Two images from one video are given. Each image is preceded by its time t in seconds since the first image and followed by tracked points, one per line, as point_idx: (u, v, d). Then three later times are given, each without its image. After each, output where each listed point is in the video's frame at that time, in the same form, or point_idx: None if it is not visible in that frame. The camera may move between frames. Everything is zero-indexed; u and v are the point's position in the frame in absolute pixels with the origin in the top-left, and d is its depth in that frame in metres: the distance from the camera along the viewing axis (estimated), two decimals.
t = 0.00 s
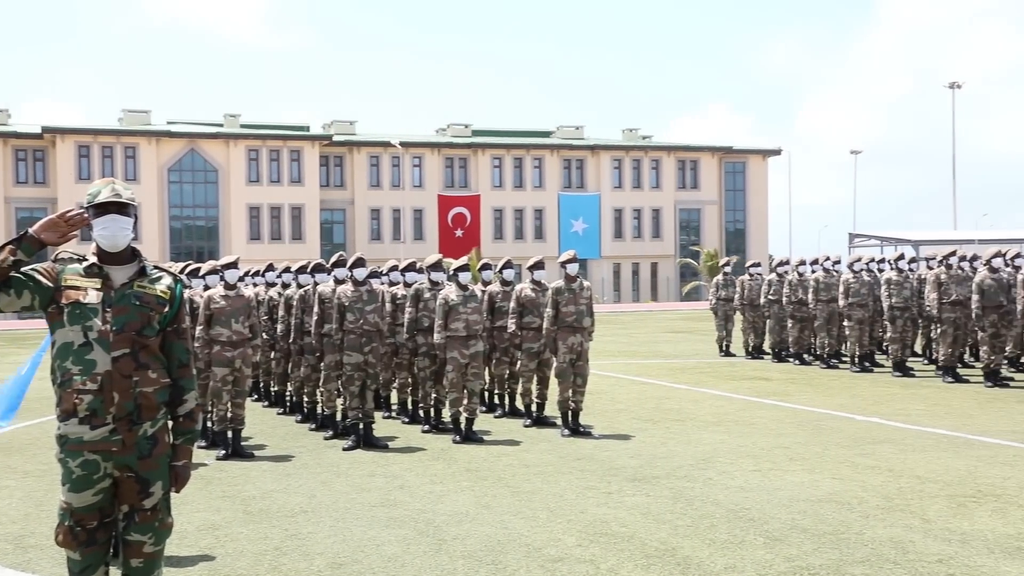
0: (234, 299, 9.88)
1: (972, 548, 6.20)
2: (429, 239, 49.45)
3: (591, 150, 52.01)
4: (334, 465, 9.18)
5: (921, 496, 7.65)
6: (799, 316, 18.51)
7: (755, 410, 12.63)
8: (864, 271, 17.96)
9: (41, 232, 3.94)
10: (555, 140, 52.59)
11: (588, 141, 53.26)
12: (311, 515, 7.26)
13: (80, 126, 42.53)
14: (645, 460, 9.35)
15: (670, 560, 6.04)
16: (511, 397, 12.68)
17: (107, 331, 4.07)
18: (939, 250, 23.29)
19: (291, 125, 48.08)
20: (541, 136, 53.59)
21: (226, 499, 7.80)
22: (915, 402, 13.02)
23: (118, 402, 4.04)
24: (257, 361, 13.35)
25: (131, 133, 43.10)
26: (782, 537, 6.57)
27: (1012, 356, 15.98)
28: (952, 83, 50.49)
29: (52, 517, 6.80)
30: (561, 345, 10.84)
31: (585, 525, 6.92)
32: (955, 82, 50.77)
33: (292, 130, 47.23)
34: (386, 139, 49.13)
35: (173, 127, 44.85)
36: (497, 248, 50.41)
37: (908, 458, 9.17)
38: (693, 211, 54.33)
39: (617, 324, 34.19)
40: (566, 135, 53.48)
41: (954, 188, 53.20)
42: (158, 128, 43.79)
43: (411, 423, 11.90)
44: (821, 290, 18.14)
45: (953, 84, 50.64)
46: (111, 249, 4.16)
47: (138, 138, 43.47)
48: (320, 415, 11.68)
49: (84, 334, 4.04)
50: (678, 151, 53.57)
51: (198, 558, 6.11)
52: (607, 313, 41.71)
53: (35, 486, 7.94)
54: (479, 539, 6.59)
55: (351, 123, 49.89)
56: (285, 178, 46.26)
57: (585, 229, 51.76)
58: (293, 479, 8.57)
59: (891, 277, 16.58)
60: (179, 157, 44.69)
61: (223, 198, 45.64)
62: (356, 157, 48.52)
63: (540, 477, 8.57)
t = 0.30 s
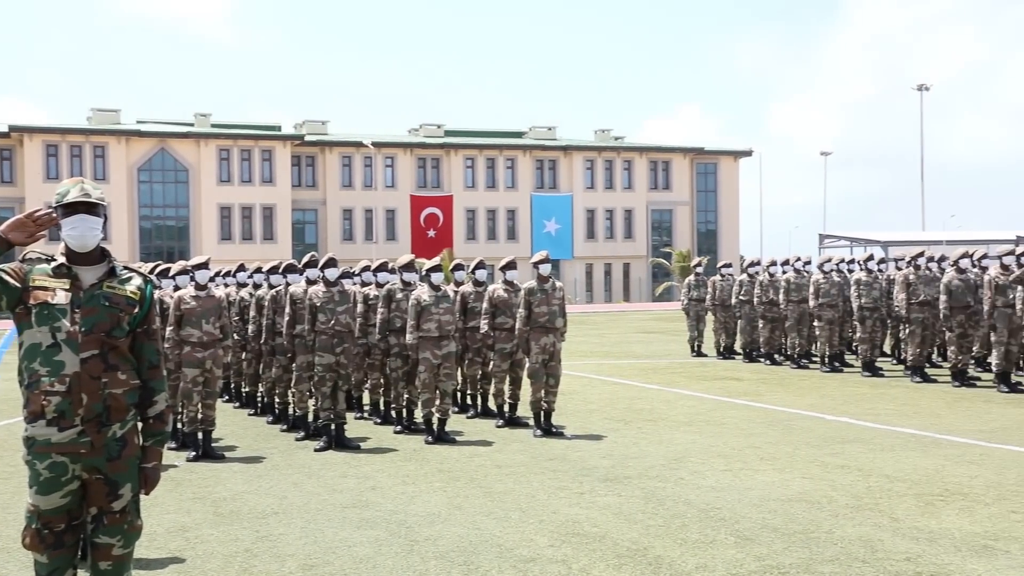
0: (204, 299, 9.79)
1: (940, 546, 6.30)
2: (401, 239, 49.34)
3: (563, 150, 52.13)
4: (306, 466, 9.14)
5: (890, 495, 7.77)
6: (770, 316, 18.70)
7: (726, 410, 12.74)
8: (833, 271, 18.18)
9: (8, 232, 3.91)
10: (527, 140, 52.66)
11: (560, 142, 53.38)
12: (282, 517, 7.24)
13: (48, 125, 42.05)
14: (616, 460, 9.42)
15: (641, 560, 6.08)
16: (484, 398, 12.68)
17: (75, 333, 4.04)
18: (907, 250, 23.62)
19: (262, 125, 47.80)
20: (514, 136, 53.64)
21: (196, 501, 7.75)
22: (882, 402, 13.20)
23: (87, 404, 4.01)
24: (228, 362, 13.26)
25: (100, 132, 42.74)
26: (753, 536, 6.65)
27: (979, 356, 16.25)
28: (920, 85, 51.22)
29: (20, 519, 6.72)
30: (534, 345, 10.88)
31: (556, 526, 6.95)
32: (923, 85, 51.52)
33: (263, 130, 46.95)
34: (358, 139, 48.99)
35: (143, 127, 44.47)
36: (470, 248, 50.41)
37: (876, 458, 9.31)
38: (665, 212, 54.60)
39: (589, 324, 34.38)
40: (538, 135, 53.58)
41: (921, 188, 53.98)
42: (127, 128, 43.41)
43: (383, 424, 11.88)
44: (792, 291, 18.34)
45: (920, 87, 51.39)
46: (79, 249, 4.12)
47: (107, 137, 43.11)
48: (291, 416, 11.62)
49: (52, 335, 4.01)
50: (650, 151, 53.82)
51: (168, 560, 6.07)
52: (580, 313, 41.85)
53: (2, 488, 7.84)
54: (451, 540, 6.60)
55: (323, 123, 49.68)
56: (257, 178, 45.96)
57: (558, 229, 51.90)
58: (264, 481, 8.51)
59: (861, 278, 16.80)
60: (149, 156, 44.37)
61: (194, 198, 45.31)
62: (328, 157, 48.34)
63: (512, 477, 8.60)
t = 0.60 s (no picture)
0: (171, 300, 9.68)
1: (904, 544, 6.42)
2: (370, 239, 49.16)
3: (533, 151, 52.20)
4: (274, 468, 9.08)
5: (855, 494, 7.90)
6: (738, 317, 18.86)
7: (694, 410, 12.84)
8: (800, 272, 18.36)
9: None
10: (497, 141, 52.68)
11: (529, 143, 53.43)
12: (250, 518, 7.19)
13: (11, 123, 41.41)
14: (585, 460, 9.46)
15: (610, 560, 6.13)
16: (453, 398, 12.67)
17: (38, 333, 4.00)
18: (873, 251, 23.91)
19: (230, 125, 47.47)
20: (483, 137, 53.63)
21: (162, 503, 7.68)
22: (848, 402, 13.37)
23: (51, 405, 3.97)
24: (195, 363, 13.13)
25: (64, 131, 42.19)
26: (720, 536, 6.72)
27: (943, 356, 16.52)
28: (884, 88, 51.91)
29: None
30: (503, 346, 10.89)
31: (525, 526, 6.97)
32: (888, 89, 52.26)
33: (231, 129, 46.64)
34: (327, 139, 48.76)
35: (109, 126, 43.99)
36: (439, 249, 50.32)
37: (843, 457, 9.45)
38: (634, 213, 54.76)
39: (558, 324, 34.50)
40: (507, 136, 53.62)
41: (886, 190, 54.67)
42: (93, 127, 42.90)
43: (352, 425, 11.83)
44: (761, 291, 18.53)
45: (885, 90, 52.17)
46: (43, 249, 4.07)
47: (72, 136, 42.54)
48: (259, 417, 11.53)
49: (15, 336, 3.97)
50: (619, 152, 54.00)
51: (133, 563, 6.02)
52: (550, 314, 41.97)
53: None
54: (419, 541, 6.59)
55: (291, 123, 49.39)
56: (224, 177, 45.60)
57: (528, 230, 51.98)
58: (231, 482, 8.45)
59: (827, 279, 16.99)
60: (114, 156, 43.87)
61: (160, 197, 44.87)
62: (297, 157, 48.11)
63: (482, 478, 8.62)
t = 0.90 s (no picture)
0: (140, 300, 9.57)
1: (873, 543, 6.52)
2: (343, 240, 48.98)
3: (506, 151, 52.23)
4: (245, 469, 9.02)
5: (825, 493, 8.00)
6: (710, 317, 19.00)
7: (667, 410, 12.93)
8: (771, 273, 18.54)
9: None
10: (470, 141, 52.66)
11: (502, 143, 53.45)
12: (221, 520, 7.15)
13: None
14: (558, 461, 9.50)
15: (582, 560, 6.16)
16: (425, 399, 12.66)
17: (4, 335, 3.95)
18: (842, 252, 24.17)
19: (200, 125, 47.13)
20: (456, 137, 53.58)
21: (132, 505, 7.60)
22: (818, 401, 13.53)
23: (17, 407, 3.94)
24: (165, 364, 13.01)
25: (32, 129, 41.65)
26: (692, 535, 6.78)
27: (911, 355, 16.75)
28: (854, 90, 52.51)
29: None
30: (476, 347, 10.90)
31: (498, 527, 6.98)
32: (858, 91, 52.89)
33: (202, 129, 46.30)
34: (299, 139, 48.53)
35: (78, 125, 43.51)
36: (412, 249, 50.21)
37: (813, 457, 9.55)
38: (607, 213, 54.84)
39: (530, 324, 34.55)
40: (480, 136, 53.62)
41: (856, 191, 55.19)
42: (61, 126, 42.41)
43: (324, 426, 11.79)
44: (733, 292, 18.72)
45: (854, 92, 52.71)
46: (9, 249, 4.01)
47: (39, 135, 41.99)
48: (230, 419, 11.44)
49: None
50: (592, 153, 54.11)
51: (102, 566, 5.96)
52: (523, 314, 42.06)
53: None
54: (391, 542, 6.58)
55: (263, 122, 49.10)
56: (195, 177, 45.23)
57: (501, 230, 52.01)
58: (202, 484, 8.39)
59: (797, 279, 17.16)
60: (83, 155, 43.37)
61: (130, 197, 44.41)
62: (269, 156, 47.83)
63: (454, 479, 8.62)
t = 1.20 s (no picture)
0: (105, 301, 9.46)
1: (837, 541, 6.63)
2: (310, 240, 48.70)
3: (474, 152, 52.21)
4: (211, 471, 8.95)
5: (790, 492, 8.11)
6: (677, 318, 19.17)
7: (634, 410, 13.03)
8: (738, 273, 18.71)
9: None
10: (438, 142, 52.58)
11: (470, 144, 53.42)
12: (186, 522, 7.09)
13: None
14: (526, 461, 9.53)
15: (550, 560, 6.20)
16: (393, 399, 12.62)
17: None
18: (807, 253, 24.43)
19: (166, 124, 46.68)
20: (424, 137, 53.49)
21: (95, 507, 7.52)
22: (783, 401, 13.70)
23: None
24: (130, 366, 12.87)
25: None
26: (658, 534, 6.85)
27: (876, 355, 17.01)
28: (820, 92, 53.10)
29: None
30: (444, 347, 10.90)
31: (465, 528, 7.00)
32: (823, 93, 53.55)
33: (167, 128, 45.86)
34: (266, 139, 48.21)
35: (40, 123, 42.89)
36: (380, 249, 50.04)
37: (778, 456, 9.68)
38: (575, 214, 54.92)
39: (498, 325, 34.58)
40: (448, 137, 53.59)
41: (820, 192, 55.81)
42: (23, 124, 41.77)
43: (291, 427, 11.73)
44: (700, 292, 18.89)
45: (820, 94, 53.31)
46: None
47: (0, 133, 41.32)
48: (196, 420, 11.34)
49: None
50: (560, 154, 54.20)
51: (63, 569, 5.90)
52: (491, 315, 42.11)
53: None
54: (358, 543, 6.58)
55: (230, 122, 48.71)
56: (160, 177, 44.77)
57: (469, 231, 51.99)
58: (167, 486, 8.31)
59: (763, 280, 17.38)
60: (46, 154, 42.73)
61: (94, 196, 43.86)
62: (235, 156, 47.45)
63: (422, 480, 8.62)
